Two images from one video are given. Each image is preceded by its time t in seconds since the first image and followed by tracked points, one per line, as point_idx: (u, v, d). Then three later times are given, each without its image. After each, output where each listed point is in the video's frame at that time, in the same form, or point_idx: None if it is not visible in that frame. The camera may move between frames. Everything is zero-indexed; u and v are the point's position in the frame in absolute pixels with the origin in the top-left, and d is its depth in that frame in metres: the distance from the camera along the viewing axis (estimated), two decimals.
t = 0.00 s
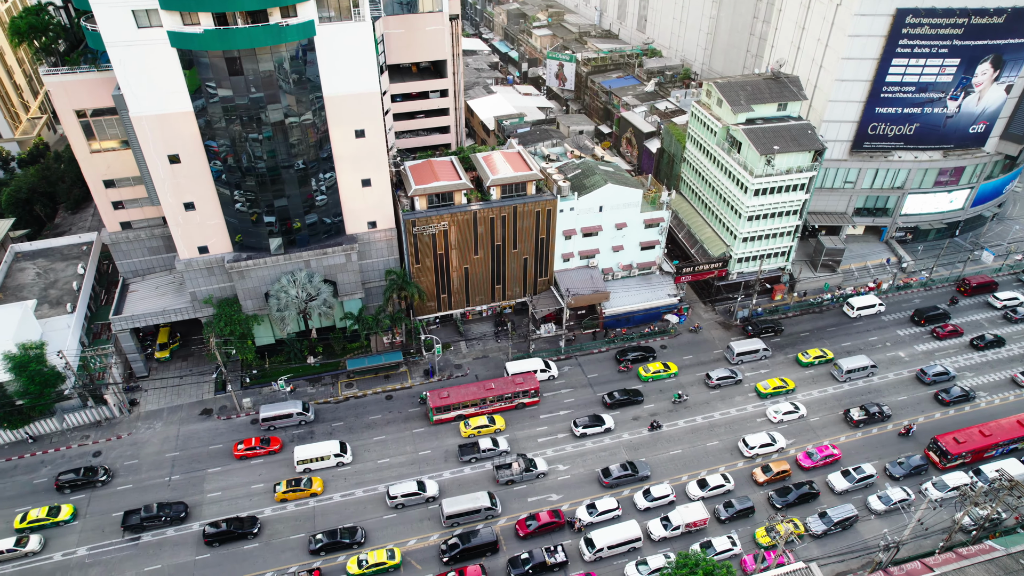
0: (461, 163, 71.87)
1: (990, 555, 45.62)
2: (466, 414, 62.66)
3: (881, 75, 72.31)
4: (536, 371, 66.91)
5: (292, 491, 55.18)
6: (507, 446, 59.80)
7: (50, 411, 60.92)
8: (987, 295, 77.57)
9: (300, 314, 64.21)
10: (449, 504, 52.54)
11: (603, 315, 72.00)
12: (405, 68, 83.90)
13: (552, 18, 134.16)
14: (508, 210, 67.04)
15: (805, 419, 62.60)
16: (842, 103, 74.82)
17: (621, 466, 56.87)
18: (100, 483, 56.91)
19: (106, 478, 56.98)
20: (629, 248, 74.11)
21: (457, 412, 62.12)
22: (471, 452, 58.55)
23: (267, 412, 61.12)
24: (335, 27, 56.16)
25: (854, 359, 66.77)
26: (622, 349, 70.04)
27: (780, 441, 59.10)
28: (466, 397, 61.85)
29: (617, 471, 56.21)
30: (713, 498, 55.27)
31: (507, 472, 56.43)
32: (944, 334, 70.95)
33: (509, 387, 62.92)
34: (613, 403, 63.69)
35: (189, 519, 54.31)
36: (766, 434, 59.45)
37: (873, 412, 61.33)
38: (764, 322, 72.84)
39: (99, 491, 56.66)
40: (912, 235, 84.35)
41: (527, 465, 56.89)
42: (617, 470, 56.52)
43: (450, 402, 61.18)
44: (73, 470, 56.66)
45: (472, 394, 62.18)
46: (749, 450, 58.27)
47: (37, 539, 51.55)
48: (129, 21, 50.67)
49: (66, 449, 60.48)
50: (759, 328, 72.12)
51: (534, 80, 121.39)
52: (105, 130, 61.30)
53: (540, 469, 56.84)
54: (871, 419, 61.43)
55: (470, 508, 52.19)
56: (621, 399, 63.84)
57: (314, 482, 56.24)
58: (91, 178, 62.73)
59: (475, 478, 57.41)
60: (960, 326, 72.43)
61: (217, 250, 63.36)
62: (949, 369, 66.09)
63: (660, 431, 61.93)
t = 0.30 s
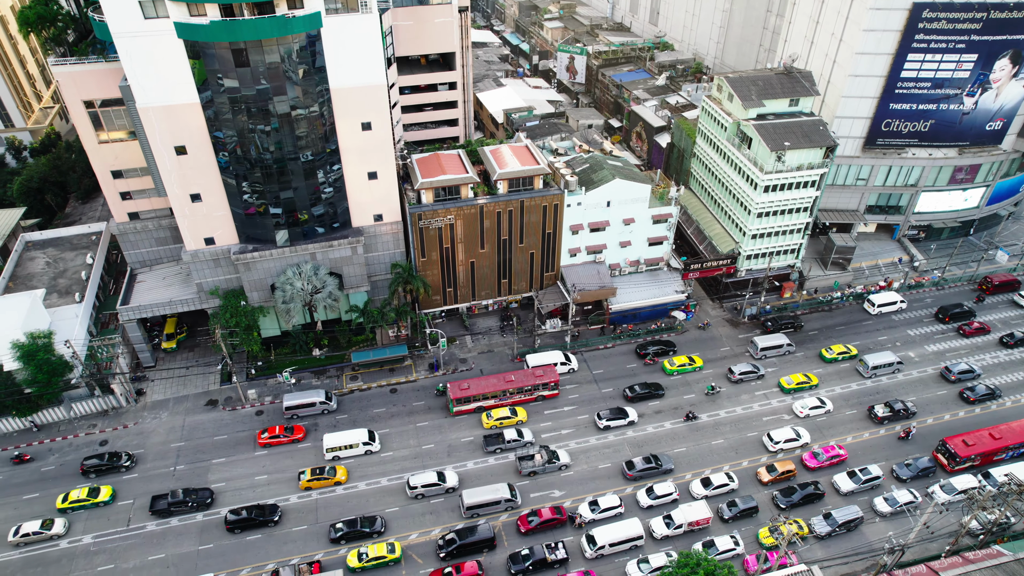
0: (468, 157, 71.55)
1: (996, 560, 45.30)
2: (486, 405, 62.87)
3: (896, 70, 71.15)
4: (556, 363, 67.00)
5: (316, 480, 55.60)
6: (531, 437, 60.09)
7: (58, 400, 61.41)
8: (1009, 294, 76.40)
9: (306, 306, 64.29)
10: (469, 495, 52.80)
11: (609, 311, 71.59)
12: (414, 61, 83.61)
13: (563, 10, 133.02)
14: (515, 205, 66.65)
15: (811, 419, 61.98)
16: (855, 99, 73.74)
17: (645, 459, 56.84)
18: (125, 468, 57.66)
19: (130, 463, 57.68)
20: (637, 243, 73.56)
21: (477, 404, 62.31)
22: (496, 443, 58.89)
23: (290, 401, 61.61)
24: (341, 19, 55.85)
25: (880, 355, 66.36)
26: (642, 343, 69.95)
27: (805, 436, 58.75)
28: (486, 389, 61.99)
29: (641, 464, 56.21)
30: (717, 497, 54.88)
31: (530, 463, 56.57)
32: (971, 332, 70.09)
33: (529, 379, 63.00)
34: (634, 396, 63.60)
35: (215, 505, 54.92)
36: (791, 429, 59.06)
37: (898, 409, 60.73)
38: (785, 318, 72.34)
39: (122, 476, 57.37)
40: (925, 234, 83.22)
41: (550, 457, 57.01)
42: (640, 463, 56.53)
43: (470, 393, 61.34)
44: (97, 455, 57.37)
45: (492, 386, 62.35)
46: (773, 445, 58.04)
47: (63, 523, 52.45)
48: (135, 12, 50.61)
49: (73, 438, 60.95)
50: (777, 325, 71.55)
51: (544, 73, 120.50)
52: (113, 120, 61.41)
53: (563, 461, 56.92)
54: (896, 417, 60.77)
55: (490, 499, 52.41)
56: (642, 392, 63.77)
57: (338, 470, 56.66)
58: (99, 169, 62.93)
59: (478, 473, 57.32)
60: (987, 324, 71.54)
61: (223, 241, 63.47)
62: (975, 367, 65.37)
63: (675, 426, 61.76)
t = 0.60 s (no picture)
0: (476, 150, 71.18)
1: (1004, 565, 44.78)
2: (506, 398, 63.00)
3: (911, 66, 69.99)
4: (577, 357, 67.01)
5: (341, 469, 56.01)
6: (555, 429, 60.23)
7: (65, 388, 61.87)
8: None
9: (311, 299, 64.35)
10: (490, 487, 53.09)
11: (615, 307, 71.16)
12: (423, 53, 83.33)
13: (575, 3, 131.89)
14: (521, 199, 66.31)
15: (817, 418, 61.37)
16: (869, 95, 72.68)
17: (668, 453, 57.03)
18: (148, 455, 58.23)
19: (153, 450, 58.28)
20: (645, 239, 72.98)
21: (496, 396, 62.47)
22: (520, 434, 59.12)
23: (313, 390, 62.07)
24: (348, 11, 55.55)
25: (907, 352, 65.82)
26: (662, 338, 69.96)
27: (829, 432, 58.65)
28: (506, 381, 62.13)
29: (665, 458, 56.41)
30: (720, 496, 54.51)
31: (554, 455, 56.79)
32: (998, 330, 69.37)
33: (549, 372, 63.01)
34: (655, 390, 63.53)
35: (241, 492, 55.41)
36: (815, 425, 59.00)
37: (923, 407, 60.42)
38: (804, 315, 71.85)
39: (146, 462, 57.98)
40: (938, 232, 82.05)
41: (574, 449, 57.19)
42: (664, 456, 56.64)
43: (489, 385, 61.56)
44: (121, 441, 58.16)
45: (512, 378, 62.55)
46: (798, 440, 57.93)
47: (86, 508, 53.16)
48: (142, 3, 50.57)
49: (81, 426, 61.40)
50: (796, 322, 71.11)
51: (555, 66, 119.59)
52: (121, 111, 61.54)
53: (587, 453, 57.10)
54: (921, 414, 60.49)
55: (511, 491, 52.68)
56: (664, 386, 63.66)
57: (363, 460, 56.97)
58: (107, 159, 63.13)
59: (480, 469, 57.23)
60: (1012, 322, 70.81)
61: (229, 233, 63.57)
62: (1000, 367, 64.70)
63: (680, 423, 61.34)
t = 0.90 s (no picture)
0: (483, 144, 70.80)
1: (1011, 571, 44.14)
2: (526, 390, 63.02)
3: (927, 62, 68.73)
4: (597, 351, 66.96)
5: (366, 459, 56.34)
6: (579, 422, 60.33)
7: (73, 377, 62.20)
8: None
9: (316, 291, 64.37)
10: (513, 479, 53.22)
11: (622, 303, 70.75)
12: (432, 46, 83.03)
13: None
14: (528, 194, 65.91)
15: (823, 418, 60.78)
16: (882, 91, 71.54)
17: (693, 447, 56.87)
18: (171, 442, 58.87)
19: (176, 437, 58.83)
20: (652, 235, 72.41)
21: (516, 388, 62.49)
22: (544, 426, 59.27)
23: (336, 380, 62.47)
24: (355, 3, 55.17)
25: (935, 350, 65.19)
26: (682, 332, 69.68)
27: (854, 429, 58.46)
28: (526, 374, 62.13)
29: (690, 451, 56.27)
30: (723, 495, 54.14)
31: (579, 448, 56.95)
32: None
33: (569, 365, 63.05)
34: (677, 385, 63.35)
35: (267, 479, 55.94)
36: (840, 422, 58.80)
37: (949, 406, 59.93)
38: (825, 311, 71.28)
39: (170, 449, 58.60)
40: (951, 231, 80.88)
41: (599, 442, 57.29)
42: (688, 450, 56.65)
43: (510, 377, 61.62)
44: (145, 428, 58.83)
45: (532, 371, 62.46)
46: (823, 437, 57.72)
47: (110, 493, 53.77)
48: None
49: (87, 415, 61.82)
50: (817, 318, 70.51)
51: (566, 59, 118.71)
52: (129, 102, 61.66)
53: (612, 446, 57.21)
54: (947, 413, 59.98)
55: (533, 483, 52.84)
56: (686, 381, 63.48)
57: (387, 450, 57.28)
58: (115, 150, 63.33)
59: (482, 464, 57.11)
60: None
61: (235, 225, 63.64)
62: None
63: (684, 421, 60.92)
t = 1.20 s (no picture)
0: (490, 137, 70.40)
1: None
2: (545, 383, 63.02)
3: (942, 58, 67.53)
4: (618, 345, 66.80)
5: (391, 449, 56.62)
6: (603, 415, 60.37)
7: (79, 366, 62.79)
8: None
9: (321, 284, 64.38)
10: (536, 471, 53.37)
11: (627, 300, 70.31)
12: (441, 38, 82.62)
13: None
14: (535, 188, 65.48)
15: (829, 419, 60.15)
16: (896, 87, 70.39)
17: (717, 442, 56.84)
18: (195, 429, 59.41)
19: (200, 425, 59.36)
20: (659, 231, 71.81)
21: (535, 381, 62.50)
22: (569, 419, 59.29)
23: (358, 370, 62.79)
24: None
25: (965, 348, 64.57)
26: (702, 327, 69.36)
27: (879, 426, 58.13)
28: (545, 368, 62.12)
29: (714, 446, 56.18)
30: (726, 495, 53.77)
31: (605, 441, 57.07)
32: None
33: (589, 360, 62.92)
34: (699, 380, 63.13)
35: (293, 467, 56.38)
36: (866, 419, 58.48)
37: (975, 405, 59.39)
38: (845, 308, 70.70)
39: (194, 436, 59.19)
40: (965, 231, 79.68)
41: (625, 435, 57.39)
42: (713, 445, 56.59)
43: (530, 370, 61.65)
44: (168, 416, 59.47)
45: (553, 364, 62.45)
46: (848, 434, 57.39)
47: (134, 479, 54.37)
48: None
49: (94, 404, 62.28)
50: (838, 315, 69.86)
51: (576, 52, 117.82)
52: (136, 93, 61.75)
53: (637, 440, 57.25)
54: (972, 412, 59.46)
55: (557, 476, 52.96)
56: (708, 376, 63.23)
57: (412, 441, 57.53)
58: (123, 140, 63.49)
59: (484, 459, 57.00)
60: None
61: (241, 216, 63.68)
62: None
63: (688, 420, 60.46)
